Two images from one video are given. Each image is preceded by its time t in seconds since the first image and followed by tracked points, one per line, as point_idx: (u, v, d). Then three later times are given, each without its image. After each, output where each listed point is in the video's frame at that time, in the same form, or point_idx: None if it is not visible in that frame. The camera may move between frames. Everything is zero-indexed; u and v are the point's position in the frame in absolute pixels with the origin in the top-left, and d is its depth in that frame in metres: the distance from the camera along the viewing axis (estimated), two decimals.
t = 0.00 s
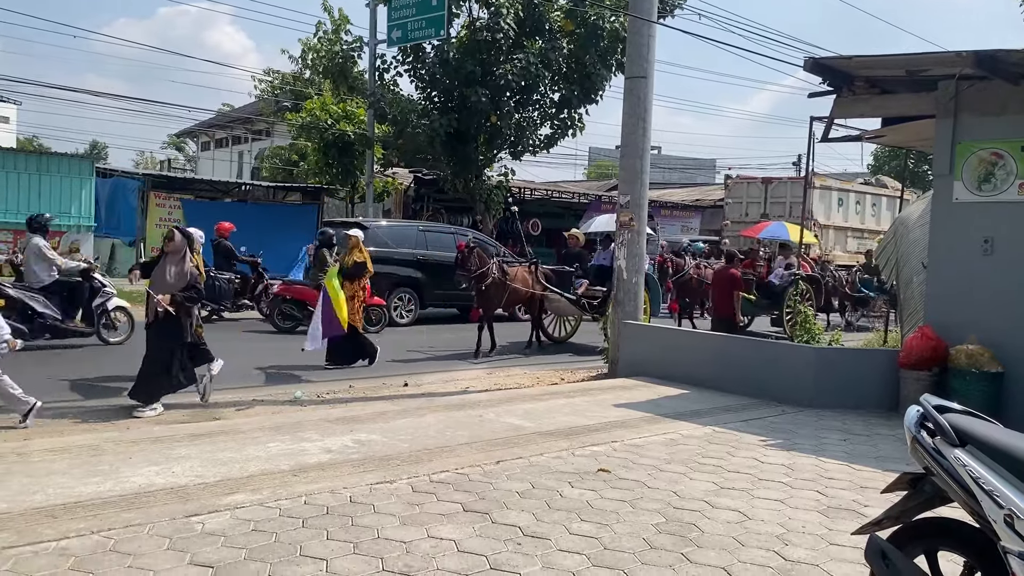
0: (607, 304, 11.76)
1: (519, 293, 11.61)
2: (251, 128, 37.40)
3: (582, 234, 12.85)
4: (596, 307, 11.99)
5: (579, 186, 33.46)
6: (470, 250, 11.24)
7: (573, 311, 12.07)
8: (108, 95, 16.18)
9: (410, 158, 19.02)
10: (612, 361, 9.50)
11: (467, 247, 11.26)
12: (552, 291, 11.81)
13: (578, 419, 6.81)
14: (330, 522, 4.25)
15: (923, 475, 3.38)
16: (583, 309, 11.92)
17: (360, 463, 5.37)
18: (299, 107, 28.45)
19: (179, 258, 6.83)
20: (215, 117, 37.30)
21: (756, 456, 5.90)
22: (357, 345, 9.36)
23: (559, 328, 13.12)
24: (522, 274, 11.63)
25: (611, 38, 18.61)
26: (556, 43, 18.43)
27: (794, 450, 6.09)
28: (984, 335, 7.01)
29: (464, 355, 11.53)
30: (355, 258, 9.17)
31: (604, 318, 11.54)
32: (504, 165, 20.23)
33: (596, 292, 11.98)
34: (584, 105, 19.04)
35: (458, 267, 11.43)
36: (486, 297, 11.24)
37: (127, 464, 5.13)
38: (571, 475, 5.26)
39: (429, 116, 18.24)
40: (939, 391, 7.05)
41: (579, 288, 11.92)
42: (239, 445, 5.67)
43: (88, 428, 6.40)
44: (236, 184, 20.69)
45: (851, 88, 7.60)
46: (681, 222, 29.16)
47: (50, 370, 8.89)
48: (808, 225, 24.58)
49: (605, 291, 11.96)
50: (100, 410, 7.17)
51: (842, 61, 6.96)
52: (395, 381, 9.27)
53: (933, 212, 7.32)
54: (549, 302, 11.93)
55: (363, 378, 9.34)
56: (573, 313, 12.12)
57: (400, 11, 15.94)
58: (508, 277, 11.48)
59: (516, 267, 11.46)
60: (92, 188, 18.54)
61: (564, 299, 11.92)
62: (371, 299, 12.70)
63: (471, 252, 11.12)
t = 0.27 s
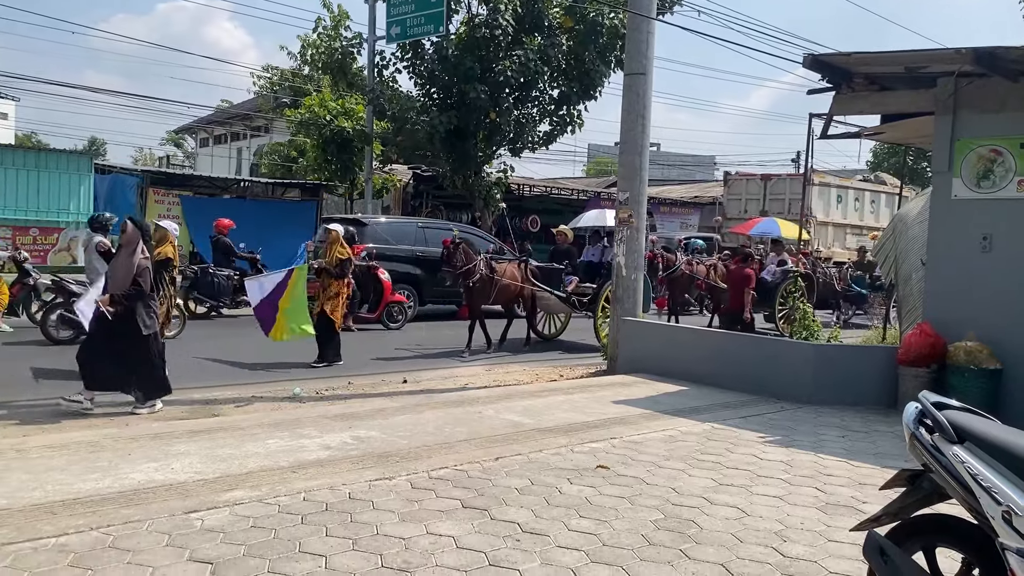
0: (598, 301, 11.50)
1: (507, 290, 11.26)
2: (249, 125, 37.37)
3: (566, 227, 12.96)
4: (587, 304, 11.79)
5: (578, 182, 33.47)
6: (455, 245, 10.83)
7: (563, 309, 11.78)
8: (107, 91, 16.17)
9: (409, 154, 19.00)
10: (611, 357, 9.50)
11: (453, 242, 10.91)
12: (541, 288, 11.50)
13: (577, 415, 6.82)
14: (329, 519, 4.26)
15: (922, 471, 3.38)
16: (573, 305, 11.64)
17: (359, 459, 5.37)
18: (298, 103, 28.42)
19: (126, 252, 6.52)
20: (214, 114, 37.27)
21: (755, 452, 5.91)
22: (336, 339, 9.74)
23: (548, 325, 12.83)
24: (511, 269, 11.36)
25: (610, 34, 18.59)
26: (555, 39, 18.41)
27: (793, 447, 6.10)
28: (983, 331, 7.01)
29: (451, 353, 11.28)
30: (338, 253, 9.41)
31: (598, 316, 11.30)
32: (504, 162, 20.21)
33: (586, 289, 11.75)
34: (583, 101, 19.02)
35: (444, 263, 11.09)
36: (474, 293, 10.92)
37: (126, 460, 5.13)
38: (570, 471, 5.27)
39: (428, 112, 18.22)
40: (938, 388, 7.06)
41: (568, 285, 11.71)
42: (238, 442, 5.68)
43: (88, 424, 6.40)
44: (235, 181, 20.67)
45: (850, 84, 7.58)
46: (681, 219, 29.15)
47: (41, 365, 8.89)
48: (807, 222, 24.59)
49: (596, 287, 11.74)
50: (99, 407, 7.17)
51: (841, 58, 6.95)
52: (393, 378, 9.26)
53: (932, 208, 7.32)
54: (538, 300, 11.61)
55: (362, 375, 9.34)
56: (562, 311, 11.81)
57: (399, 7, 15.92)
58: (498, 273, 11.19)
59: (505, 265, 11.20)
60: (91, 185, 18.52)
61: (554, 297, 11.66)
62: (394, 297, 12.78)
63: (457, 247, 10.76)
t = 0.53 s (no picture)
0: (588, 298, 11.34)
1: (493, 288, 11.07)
2: (248, 122, 37.34)
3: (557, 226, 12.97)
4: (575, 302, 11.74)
5: (578, 180, 33.47)
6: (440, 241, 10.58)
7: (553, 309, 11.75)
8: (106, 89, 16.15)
9: (409, 152, 18.98)
10: (610, 355, 9.50)
11: (440, 237, 10.66)
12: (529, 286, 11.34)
13: (576, 413, 6.82)
14: (329, 516, 4.26)
15: (920, 469, 3.38)
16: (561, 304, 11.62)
17: (358, 457, 5.37)
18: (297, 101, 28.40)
19: (73, 252, 6.28)
20: (214, 111, 37.25)
21: (753, 450, 5.92)
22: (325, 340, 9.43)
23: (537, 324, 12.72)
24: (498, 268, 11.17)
25: (610, 32, 18.59)
26: (555, 37, 18.40)
27: (792, 445, 6.11)
28: (982, 330, 7.02)
29: (439, 352, 11.04)
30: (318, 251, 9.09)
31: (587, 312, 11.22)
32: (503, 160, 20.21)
33: (574, 288, 11.87)
34: (583, 99, 19.01)
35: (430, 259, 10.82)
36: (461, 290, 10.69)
37: (125, 458, 5.13)
38: (569, 469, 5.27)
39: (427, 110, 18.21)
40: (937, 386, 7.06)
41: (557, 284, 11.66)
42: (237, 439, 5.68)
43: (87, 422, 6.40)
44: (234, 179, 20.66)
45: (850, 83, 7.58)
46: (680, 217, 29.16)
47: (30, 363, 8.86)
48: (807, 220, 24.59)
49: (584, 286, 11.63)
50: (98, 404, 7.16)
51: (840, 56, 6.94)
52: (392, 375, 9.27)
53: (931, 207, 7.32)
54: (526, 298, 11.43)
55: (360, 373, 9.34)
56: (550, 310, 11.84)
57: (398, 5, 15.90)
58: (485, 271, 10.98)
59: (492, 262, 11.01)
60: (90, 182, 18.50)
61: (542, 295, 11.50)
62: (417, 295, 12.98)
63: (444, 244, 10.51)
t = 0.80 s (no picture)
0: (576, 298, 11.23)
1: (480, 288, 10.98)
2: (248, 121, 37.34)
3: (549, 227, 12.63)
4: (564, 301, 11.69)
5: (578, 179, 33.46)
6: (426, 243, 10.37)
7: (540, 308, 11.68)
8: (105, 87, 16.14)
9: (408, 151, 18.97)
10: (610, 354, 9.50)
11: (425, 240, 10.43)
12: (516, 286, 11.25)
13: (576, 412, 6.82)
14: (328, 515, 4.26)
15: (920, 469, 3.38)
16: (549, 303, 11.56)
17: (358, 456, 5.37)
18: (296, 100, 28.40)
19: (21, 247, 6.16)
20: (213, 110, 37.25)
21: (753, 449, 5.91)
22: (305, 336, 9.39)
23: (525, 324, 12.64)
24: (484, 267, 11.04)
25: (609, 32, 18.57)
26: (555, 36, 18.40)
27: (791, 444, 6.11)
28: (982, 329, 7.02)
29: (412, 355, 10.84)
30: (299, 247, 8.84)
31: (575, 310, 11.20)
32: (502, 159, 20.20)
33: (563, 287, 11.76)
34: (582, 98, 19.01)
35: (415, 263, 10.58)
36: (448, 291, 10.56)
37: (124, 457, 5.13)
38: (568, 468, 5.27)
39: (426, 109, 18.18)
40: (937, 385, 7.06)
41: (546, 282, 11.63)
42: (236, 438, 5.67)
43: (86, 420, 6.40)
44: (234, 177, 20.66)
45: (850, 82, 7.57)
46: (680, 216, 29.15)
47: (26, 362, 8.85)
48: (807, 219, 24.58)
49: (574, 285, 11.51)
50: (97, 403, 7.16)
51: (840, 55, 6.94)
52: (392, 374, 9.26)
53: (931, 206, 7.32)
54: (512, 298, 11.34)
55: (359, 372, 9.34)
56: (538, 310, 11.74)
57: (397, 3, 15.89)
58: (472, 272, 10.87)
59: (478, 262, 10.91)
60: (89, 180, 18.49)
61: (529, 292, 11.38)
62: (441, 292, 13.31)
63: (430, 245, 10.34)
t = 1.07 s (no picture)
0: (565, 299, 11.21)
1: (466, 289, 10.83)
2: (248, 121, 37.36)
3: (537, 224, 12.27)
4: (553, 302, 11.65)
5: (578, 180, 33.46)
6: (412, 244, 10.33)
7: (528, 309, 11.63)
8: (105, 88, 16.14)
9: (409, 152, 18.97)
10: (610, 355, 9.50)
11: (410, 240, 10.33)
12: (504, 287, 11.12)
13: (576, 413, 6.82)
14: (328, 516, 4.26)
15: (920, 469, 3.38)
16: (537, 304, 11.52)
17: (358, 456, 5.37)
18: (296, 100, 28.41)
19: None
20: (214, 110, 37.28)
21: (753, 450, 5.91)
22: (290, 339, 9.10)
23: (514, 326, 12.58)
24: (472, 270, 10.95)
25: (610, 33, 18.58)
26: (555, 37, 18.41)
27: (791, 445, 6.11)
28: (982, 330, 7.02)
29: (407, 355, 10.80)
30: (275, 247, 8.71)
31: (564, 311, 11.22)
32: (502, 159, 20.20)
33: (552, 287, 11.63)
34: (582, 99, 19.02)
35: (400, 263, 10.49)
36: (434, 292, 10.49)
37: (124, 457, 5.13)
38: (568, 469, 5.27)
39: (426, 109, 18.18)
40: (937, 387, 7.05)
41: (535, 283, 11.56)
42: (236, 438, 5.68)
43: (85, 421, 6.40)
44: (234, 178, 20.65)
45: (850, 83, 7.57)
46: (680, 217, 29.15)
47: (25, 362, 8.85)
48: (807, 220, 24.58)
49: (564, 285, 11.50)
50: (97, 403, 7.16)
51: (840, 56, 6.94)
52: (392, 375, 9.25)
53: (931, 206, 7.32)
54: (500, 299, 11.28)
55: (360, 373, 9.32)
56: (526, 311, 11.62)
57: (398, 4, 15.90)
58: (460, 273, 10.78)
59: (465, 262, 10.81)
60: (89, 181, 18.50)
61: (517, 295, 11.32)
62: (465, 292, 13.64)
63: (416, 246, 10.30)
